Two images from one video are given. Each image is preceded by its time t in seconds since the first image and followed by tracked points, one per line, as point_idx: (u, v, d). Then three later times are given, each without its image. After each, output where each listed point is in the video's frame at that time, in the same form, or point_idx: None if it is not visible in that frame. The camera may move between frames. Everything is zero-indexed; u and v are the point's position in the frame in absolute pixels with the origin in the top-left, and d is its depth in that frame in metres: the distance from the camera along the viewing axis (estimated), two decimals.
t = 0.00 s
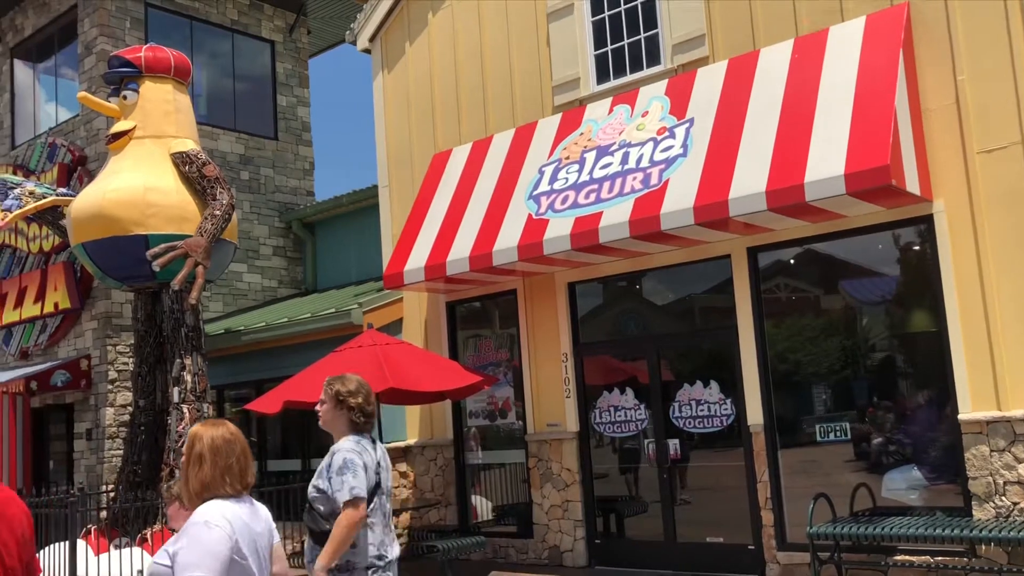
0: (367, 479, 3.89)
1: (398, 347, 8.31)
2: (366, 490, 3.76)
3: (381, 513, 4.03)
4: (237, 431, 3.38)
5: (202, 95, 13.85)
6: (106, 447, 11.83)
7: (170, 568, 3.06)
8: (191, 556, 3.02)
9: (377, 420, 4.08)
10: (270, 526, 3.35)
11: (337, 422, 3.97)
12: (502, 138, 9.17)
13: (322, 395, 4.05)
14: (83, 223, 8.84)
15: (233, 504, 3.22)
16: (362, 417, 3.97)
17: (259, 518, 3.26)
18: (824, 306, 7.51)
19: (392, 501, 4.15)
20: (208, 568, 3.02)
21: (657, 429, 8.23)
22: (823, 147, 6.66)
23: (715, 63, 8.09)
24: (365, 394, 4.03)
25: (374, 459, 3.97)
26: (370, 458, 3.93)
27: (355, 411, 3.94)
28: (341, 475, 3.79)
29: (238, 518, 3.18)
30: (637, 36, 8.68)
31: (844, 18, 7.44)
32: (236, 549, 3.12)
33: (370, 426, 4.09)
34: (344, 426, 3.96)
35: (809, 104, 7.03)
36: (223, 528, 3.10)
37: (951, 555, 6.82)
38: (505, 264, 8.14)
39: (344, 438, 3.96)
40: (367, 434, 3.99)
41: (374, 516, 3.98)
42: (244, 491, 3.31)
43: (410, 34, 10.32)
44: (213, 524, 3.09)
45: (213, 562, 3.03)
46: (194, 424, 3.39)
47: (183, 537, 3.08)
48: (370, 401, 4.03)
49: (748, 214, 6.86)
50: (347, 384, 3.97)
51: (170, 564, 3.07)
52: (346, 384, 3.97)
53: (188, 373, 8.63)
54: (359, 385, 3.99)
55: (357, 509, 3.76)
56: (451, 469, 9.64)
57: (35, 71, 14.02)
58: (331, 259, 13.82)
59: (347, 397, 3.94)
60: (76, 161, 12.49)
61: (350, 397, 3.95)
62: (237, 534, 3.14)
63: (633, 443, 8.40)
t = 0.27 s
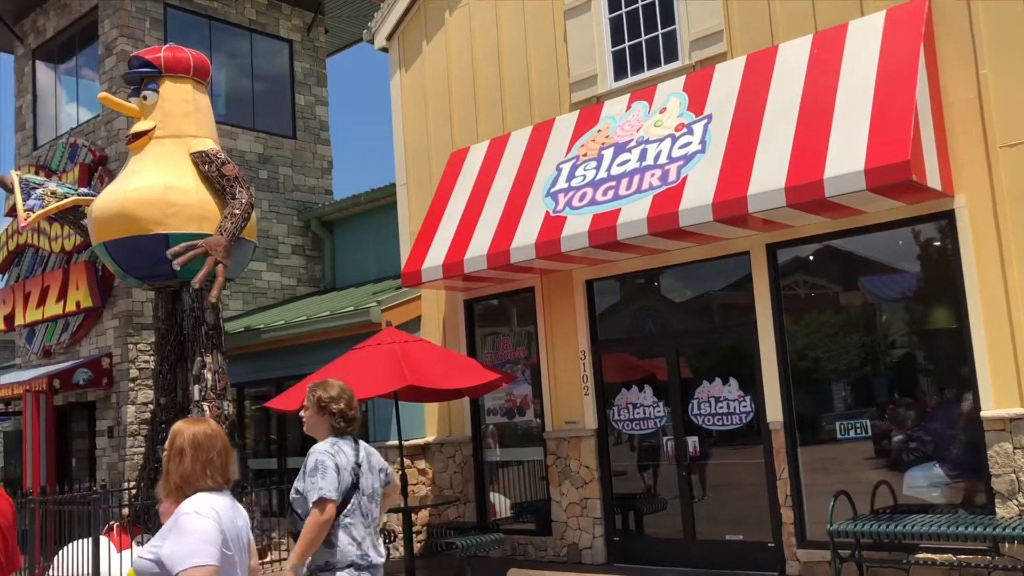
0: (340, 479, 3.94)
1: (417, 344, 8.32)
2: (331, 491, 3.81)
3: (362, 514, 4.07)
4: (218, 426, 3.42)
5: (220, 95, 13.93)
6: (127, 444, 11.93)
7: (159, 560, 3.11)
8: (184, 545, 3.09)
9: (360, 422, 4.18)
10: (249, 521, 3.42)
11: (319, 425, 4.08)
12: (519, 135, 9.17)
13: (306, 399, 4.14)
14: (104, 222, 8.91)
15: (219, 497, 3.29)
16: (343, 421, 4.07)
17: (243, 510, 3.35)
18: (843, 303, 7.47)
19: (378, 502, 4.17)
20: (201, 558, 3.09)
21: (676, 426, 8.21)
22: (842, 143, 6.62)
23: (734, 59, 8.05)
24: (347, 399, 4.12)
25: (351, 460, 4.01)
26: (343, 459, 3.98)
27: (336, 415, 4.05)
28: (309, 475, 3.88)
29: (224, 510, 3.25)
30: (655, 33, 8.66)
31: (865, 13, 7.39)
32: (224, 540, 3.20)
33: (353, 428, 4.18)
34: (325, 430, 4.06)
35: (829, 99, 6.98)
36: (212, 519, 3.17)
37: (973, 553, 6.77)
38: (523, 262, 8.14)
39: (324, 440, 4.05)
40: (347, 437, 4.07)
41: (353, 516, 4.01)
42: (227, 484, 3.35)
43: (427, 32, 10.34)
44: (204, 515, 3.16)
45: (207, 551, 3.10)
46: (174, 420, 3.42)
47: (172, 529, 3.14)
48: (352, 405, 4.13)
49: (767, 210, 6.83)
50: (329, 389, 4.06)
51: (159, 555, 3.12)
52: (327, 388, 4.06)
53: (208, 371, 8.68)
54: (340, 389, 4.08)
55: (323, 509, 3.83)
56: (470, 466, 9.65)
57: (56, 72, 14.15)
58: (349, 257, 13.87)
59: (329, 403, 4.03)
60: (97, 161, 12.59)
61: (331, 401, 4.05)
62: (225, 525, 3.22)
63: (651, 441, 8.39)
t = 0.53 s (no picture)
0: (322, 475, 3.99)
1: (436, 342, 8.33)
2: (310, 486, 3.86)
3: (345, 509, 4.11)
4: (197, 429, 3.43)
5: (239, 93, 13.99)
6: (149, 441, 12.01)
7: (139, 564, 3.14)
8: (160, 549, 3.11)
9: (349, 420, 4.24)
10: (231, 521, 3.44)
11: (308, 424, 4.15)
12: (538, 131, 9.15)
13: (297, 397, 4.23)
14: (124, 221, 8.96)
15: (198, 499, 3.30)
16: (331, 420, 4.15)
17: (223, 513, 3.36)
18: (865, 299, 7.41)
19: (362, 499, 4.20)
20: (179, 561, 3.11)
21: (696, 422, 8.17)
22: (864, 137, 6.56)
23: (754, 53, 7.99)
24: (336, 398, 4.21)
25: (335, 456, 4.07)
26: (327, 455, 4.03)
27: (325, 413, 4.12)
28: (292, 470, 3.95)
29: (202, 512, 3.26)
30: (674, 27, 8.61)
31: (887, 5, 7.31)
32: (202, 542, 3.21)
33: (342, 427, 4.24)
34: (314, 428, 4.14)
35: (851, 93, 6.92)
36: (189, 523, 3.18)
37: (998, 551, 6.69)
38: (541, 258, 8.12)
39: (312, 438, 4.12)
40: (334, 435, 4.13)
41: (335, 512, 4.05)
42: (205, 486, 3.37)
43: (445, 29, 10.34)
44: (181, 518, 3.17)
45: (184, 554, 3.12)
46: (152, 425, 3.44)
47: (151, 532, 3.17)
48: (339, 405, 4.19)
49: (788, 205, 6.78)
50: (318, 387, 4.15)
51: (137, 559, 3.14)
52: (314, 387, 4.14)
53: (229, 368, 8.75)
54: (327, 389, 4.15)
55: (302, 503, 3.88)
56: (489, 463, 9.66)
57: (77, 72, 14.26)
58: (368, 255, 13.90)
59: (318, 401, 4.13)
60: (118, 160, 12.68)
61: (319, 399, 4.13)
62: (204, 527, 3.24)
63: (671, 438, 8.35)
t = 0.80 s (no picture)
0: (320, 470, 3.93)
1: (454, 337, 8.34)
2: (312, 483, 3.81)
3: (338, 503, 4.06)
4: (169, 429, 3.33)
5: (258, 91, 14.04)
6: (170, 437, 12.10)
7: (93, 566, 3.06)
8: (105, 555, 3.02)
9: (336, 416, 4.15)
10: (201, 525, 3.31)
11: (295, 421, 4.05)
12: (555, 126, 9.14)
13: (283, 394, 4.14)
14: (145, 218, 9.02)
15: (159, 502, 3.19)
16: (318, 416, 4.05)
17: (186, 516, 3.22)
18: (885, 293, 7.36)
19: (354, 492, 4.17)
20: (125, 565, 3.01)
21: (716, 418, 8.15)
22: (885, 130, 6.50)
23: (772, 46, 7.95)
24: (324, 395, 4.11)
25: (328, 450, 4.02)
26: (322, 450, 3.98)
27: (310, 410, 4.03)
28: (289, 468, 3.86)
29: (161, 515, 3.15)
30: (692, 21, 8.59)
31: None
32: (156, 546, 3.10)
33: (330, 423, 4.16)
34: (301, 425, 4.05)
35: (871, 85, 6.86)
36: (142, 526, 3.07)
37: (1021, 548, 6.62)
38: (559, 254, 8.11)
39: (300, 435, 4.03)
40: (323, 430, 4.05)
41: (330, 506, 4.00)
42: (171, 489, 3.24)
43: (462, 25, 10.34)
44: (133, 522, 3.07)
45: (131, 559, 3.01)
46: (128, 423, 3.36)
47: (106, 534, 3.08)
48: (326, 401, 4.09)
49: (808, 199, 6.73)
50: (304, 384, 4.06)
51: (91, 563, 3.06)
52: (302, 383, 4.05)
53: (248, 364, 8.82)
54: (312, 386, 4.06)
55: (304, 500, 3.82)
56: (507, 459, 9.66)
57: (97, 71, 14.37)
58: (386, 251, 13.94)
59: (304, 398, 4.04)
60: (138, 158, 12.76)
61: (305, 396, 4.04)
62: (158, 532, 3.11)
63: (690, 434, 8.33)
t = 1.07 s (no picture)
0: (300, 474, 3.87)
1: (470, 332, 8.34)
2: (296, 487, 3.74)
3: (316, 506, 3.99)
4: (140, 425, 3.32)
5: (275, 87, 14.09)
6: (188, 432, 12.18)
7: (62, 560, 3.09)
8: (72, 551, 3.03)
9: (314, 418, 4.08)
10: (175, 519, 3.30)
11: (272, 423, 3.99)
12: (571, 121, 9.11)
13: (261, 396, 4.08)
14: (163, 214, 9.07)
15: (130, 497, 3.19)
16: (295, 419, 3.99)
17: (157, 511, 3.22)
18: (903, 288, 7.30)
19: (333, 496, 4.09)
20: (88, 564, 3.01)
21: (733, 413, 8.12)
22: (904, 123, 6.45)
23: (791, 39, 7.89)
24: (301, 397, 4.03)
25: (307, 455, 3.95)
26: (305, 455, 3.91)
27: (286, 413, 3.96)
28: (272, 472, 3.80)
29: (128, 513, 3.14)
30: (709, 15, 8.54)
31: None
32: (124, 542, 3.10)
33: (308, 425, 4.09)
34: (277, 428, 3.99)
35: (891, 78, 6.80)
36: (107, 524, 3.07)
37: None
38: (576, 249, 8.09)
39: (278, 439, 3.96)
40: (301, 434, 3.98)
41: (309, 509, 3.94)
42: (142, 484, 3.25)
43: (478, 20, 10.32)
44: (99, 518, 3.07)
45: (92, 557, 3.02)
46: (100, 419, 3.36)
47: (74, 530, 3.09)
48: (303, 403, 4.02)
49: (826, 193, 6.69)
50: (280, 387, 3.98)
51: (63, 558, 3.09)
52: (279, 386, 3.99)
53: (266, 359, 8.87)
54: (289, 388, 3.99)
55: (285, 506, 3.74)
56: (524, 454, 9.67)
57: (115, 68, 14.45)
58: (403, 246, 13.97)
59: (280, 401, 3.96)
60: (156, 155, 12.84)
61: (281, 399, 3.97)
62: (126, 528, 3.11)
63: (707, 429, 8.31)
